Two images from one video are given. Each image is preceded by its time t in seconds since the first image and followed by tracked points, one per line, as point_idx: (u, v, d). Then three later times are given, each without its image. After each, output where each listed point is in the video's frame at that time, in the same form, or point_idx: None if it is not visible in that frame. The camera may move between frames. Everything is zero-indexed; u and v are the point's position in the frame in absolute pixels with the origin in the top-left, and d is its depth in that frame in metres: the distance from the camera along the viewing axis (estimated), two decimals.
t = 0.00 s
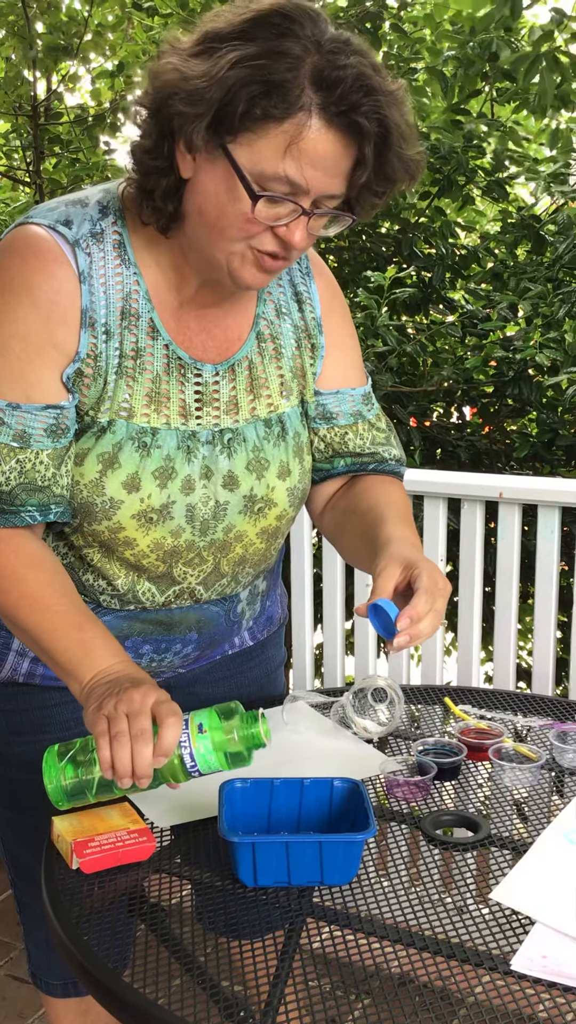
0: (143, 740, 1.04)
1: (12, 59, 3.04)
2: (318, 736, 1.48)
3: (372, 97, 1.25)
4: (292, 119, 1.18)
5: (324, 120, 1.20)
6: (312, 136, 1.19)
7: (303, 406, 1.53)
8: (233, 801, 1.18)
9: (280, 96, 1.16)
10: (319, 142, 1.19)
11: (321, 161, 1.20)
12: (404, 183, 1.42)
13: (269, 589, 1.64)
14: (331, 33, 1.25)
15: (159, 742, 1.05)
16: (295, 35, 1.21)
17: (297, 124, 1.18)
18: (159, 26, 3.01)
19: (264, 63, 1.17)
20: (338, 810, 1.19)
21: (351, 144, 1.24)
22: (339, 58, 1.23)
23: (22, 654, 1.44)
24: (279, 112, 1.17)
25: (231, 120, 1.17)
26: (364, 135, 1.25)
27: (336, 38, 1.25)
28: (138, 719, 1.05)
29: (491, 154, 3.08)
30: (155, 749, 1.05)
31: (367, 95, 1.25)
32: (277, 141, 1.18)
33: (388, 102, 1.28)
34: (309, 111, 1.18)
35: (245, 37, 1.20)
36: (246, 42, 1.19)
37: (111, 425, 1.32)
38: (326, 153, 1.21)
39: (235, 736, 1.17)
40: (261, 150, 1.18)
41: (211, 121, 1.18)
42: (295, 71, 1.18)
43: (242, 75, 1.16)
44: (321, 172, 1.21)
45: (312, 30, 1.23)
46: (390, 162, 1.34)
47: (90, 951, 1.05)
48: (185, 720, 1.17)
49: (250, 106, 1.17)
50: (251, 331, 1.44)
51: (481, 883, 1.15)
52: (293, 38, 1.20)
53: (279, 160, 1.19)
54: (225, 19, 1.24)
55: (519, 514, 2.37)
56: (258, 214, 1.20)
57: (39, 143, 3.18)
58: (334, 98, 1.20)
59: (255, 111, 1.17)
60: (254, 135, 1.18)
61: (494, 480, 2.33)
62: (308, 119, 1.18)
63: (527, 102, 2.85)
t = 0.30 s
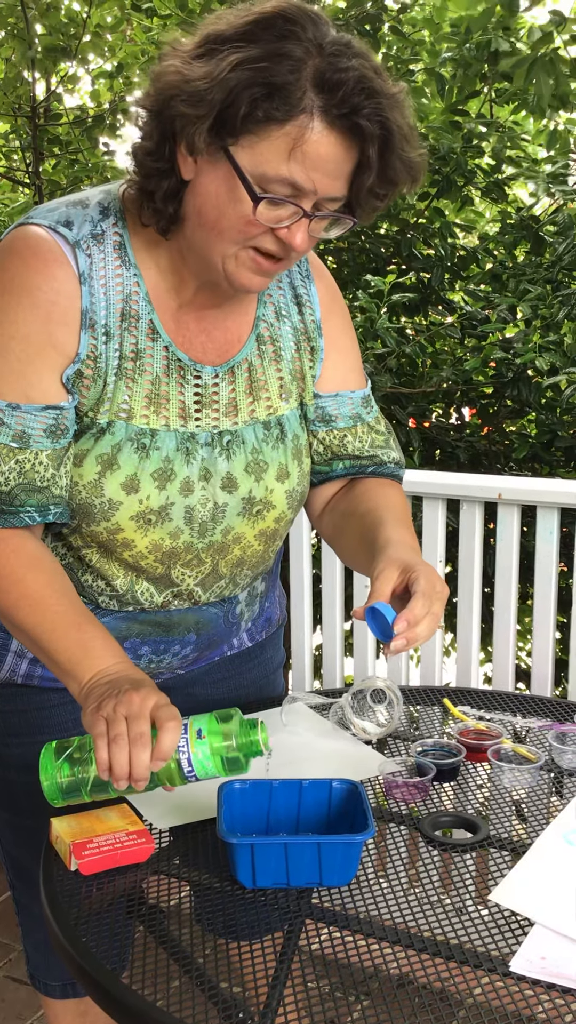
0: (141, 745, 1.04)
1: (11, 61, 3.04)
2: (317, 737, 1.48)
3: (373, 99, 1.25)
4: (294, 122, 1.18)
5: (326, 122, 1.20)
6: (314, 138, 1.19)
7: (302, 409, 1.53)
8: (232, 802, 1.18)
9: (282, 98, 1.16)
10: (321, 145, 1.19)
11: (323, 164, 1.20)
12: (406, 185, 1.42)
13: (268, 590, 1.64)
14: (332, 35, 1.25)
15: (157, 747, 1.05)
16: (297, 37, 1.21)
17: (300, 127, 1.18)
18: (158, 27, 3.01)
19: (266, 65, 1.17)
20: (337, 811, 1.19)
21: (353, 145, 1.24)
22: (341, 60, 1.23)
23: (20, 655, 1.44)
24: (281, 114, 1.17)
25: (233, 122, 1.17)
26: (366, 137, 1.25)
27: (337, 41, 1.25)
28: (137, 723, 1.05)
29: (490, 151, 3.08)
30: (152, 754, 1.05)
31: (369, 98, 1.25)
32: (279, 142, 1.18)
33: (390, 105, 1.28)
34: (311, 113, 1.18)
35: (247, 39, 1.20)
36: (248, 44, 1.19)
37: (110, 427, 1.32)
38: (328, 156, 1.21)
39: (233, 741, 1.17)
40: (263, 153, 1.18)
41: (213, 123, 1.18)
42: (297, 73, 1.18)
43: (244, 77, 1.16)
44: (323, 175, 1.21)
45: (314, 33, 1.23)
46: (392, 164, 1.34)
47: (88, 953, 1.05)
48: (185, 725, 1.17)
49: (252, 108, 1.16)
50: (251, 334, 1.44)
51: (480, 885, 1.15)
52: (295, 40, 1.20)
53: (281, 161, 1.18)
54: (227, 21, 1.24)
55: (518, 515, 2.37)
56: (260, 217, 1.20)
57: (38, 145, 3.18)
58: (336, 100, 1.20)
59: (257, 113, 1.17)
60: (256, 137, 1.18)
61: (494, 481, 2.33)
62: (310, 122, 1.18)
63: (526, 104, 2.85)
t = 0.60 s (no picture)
0: (143, 752, 1.04)
1: (12, 63, 3.05)
2: (317, 740, 1.47)
3: (377, 104, 1.25)
4: (298, 126, 1.18)
5: (330, 126, 1.20)
6: (319, 143, 1.19)
7: (304, 412, 1.53)
8: (232, 804, 1.18)
9: (285, 102, 1.16)
10: (325, 150, 1.19)
11: (327, 168, 1.20)
12: (409, 190, 1.42)
13: (269, 593, 1.64)
14: (336, 41, 1.25)
15: (160, 752, 1.05)
16: (301, 43, 1.21)
17: (303, 131, 1.18)
18: (159, 30, 3.02)
19: (271, 71, 1.17)
20: (338, 813, 1.19)
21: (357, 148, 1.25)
22: (345, 65, 1.23)
23: (21, 658, 1.44)
24: (285, 117, 1.17)
25: (236, 126, 1.17)
26: (369, 141, 1.25)
27: (341, 46, 1.25)
28: (139, 730, 1.05)
29: (489, 162, 3.08)
30: (154, 759, 1.05)
31: (373, 103, 1.25)
32: (282, 146, 1.18)
33: (393, 110, 1.28)
34: (315, 117, 1.18)
35: (252, 43, 1.20)
36: (252, 49, 1.19)
37: (112, 429, 1.32)
38: (333, 159, 1.21)
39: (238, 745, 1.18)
40: (267, 157, 1.18)
41: (217, 127, 1.19)
42: (300, 77, 1.18)
43: (248, 82, 1.16)
44: (326, 179, 1.21)
45: (318, 38, 1.23)
46: (395, 168, 1.34)
47: (89, 956, 1.05)
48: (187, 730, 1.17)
49: (256, 113, 1.17)
50: (252, 338, 1.44)
51: (481, 887, 1.15)
52: (299, 45, 1.20)
53: (284, 163, 1.18)
54: (231, 26, 1.24)
55: (518, 518, 2.37)
56: (264, 220, 1.20)
57: (39, 147, 3.20)
58: (340, 104, 1.20)
59: (261, 117, 1.17)
60: (259, 141, 1.18)
61: (494, 484, 2.33)
62: (314, 127, 1.18)
63: (526, 107, 2.86)
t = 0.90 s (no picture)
0: (178, 730, 1.04)
1: (13, 66, 3.06)
2: (317, 743, 1.47)
3: (378, 105, 1.25)
4: (300, 126, 1.18)
5: (331, 126, 1.20)
6: (320, 142, 1.19)
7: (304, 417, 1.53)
8: (233, 809, 1.18)
9: (287, 103, 1.17)
10: (326, 148, 1.19)
11: (327, 169, 1.20)
12: (410, 192, 1.42)
13: (269, 597, 1.64)
14: (337, 45, 1.25)
15: (194, 726, 1.05)
16: (300, 43, 1.21)
17: (304, 131, 1.18)
18: (160, 34, 3.03)
19: (271, 72, 1.17)
20: (338, 818, 1.19)
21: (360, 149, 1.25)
22: (346, 66, 1.23)
23: (21, 661, 1.45)
24: (287, 117, 1.17)
25: (239, 127, 1.17)
26: (372, 142, 1.26)
27: (342, 48, 1.25)
28: (168, 709, 1.05)
29: (491, 163, 3.09)
30: (193, 734, 1.05)
31: (375, 102, 1.26)
32: (285, 146, 1.18)
33: (395, 110, 1.29)
34: (317, 117, 1.18)
35: (253, 44, 1.20)
36: (254, 50, 1.20)
37: (114, 431, 1.32)
38: (335, 158, 1.21)
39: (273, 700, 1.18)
40: (268, 157, 1.18)
41: (220, 128, 1.19)
42: (302, 78, 1.18)
43: (250, 83, 1.16)
44: (327, 179, 1.21)
45: (319, 39, 1.23)
46: (395, 170, 1.34)
47: (89, 959, 1.05)
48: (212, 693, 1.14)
49: (258, 112, 1.17)
50: (254, 342, 1.45)
51: (481, 893, 1.15)
52: (300, 47, 1.21)
53: (285, 162, 1.18)
54: (232, 28, 1.24)
55: (519, 522, 2.37)
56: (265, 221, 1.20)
57: (40, 150, 3.21)
58: (342, 104, 1.20)
59: (263, 116, 1.17)
60: (261, 141, 1.18)
61: (495, 488, 2.33)
62: (316, 125, 1.18)
63: (527, 111, 2.87)
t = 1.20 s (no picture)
0: (220, 685, 1.07)
1: (13, 68, 3.07)
2: (317, 746, 1.47)
3: (340, 68, 1.24)
4: (261, 96, 1.17)
5: (293, 91, 1.18)
6: (283, 110, 1.17)
7: (302, 403, 1.53)
8: (232, 811, 1.18)
9: (248, 73, 1.17)
10: (291, 117, 1.17)
11: (294, 134, 1.18)
12: (385, 156, 1.39)
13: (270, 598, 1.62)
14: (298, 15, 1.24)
15: (233, 674, 1.07)
16: (257, 15, 1.22)
17: (265, 99, 1.17)
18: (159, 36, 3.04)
19: (229, 44, 1.19)
20: (337, 821, 1.19)
21: (323, 113, 1.22)
22: (304, 33, 1.23)
23: (24, 664, 1.43)
24: (248, 88, 1.17)
25: (201, 102, 1.19)
26: (335, 105, 1.23)
27: (303, 18, 1.25)
28: (204, 668, 1.08)
29: (491, 162, 3.07)
30: (241, 687, 1.08)
31: (335, 66, 1.24)
32: (247, 120, 1.17)
33: (356, 73, 1.27)
34: (277, 84, 1.17)
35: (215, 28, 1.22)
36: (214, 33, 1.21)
37: (111, 426, 1.32)
38: (297, 127, 1.18)
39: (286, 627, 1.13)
40: (232, 131, 1.18)
41: (182, 105, 1.21)
42: (262, 48, 1.19)
43: (207, 63, 1.18)
44: (296, 147, 1.19)
45: (280, 15, 1.23)
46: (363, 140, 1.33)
47: (88, 962, 1.05)
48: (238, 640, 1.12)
49: (218, 86, 1.18)
50: (246, 329, 1.44)
51: (480, 895, 1.15)
52: (257, 18, 1.22)
53: (250, 135, 1.17)
54: (199, 11, 1.27)
55: (519, 523, 2.37)
56: (234, 193, 1.19)
57: (40, 152, 3.22)
58: (299, 69, 1.19)
59: (224, 90, 1.17)
60: (226, 116, 1.18)
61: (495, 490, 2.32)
62: (276, 93, 1.17)
63: (526, 114, 2.86)
